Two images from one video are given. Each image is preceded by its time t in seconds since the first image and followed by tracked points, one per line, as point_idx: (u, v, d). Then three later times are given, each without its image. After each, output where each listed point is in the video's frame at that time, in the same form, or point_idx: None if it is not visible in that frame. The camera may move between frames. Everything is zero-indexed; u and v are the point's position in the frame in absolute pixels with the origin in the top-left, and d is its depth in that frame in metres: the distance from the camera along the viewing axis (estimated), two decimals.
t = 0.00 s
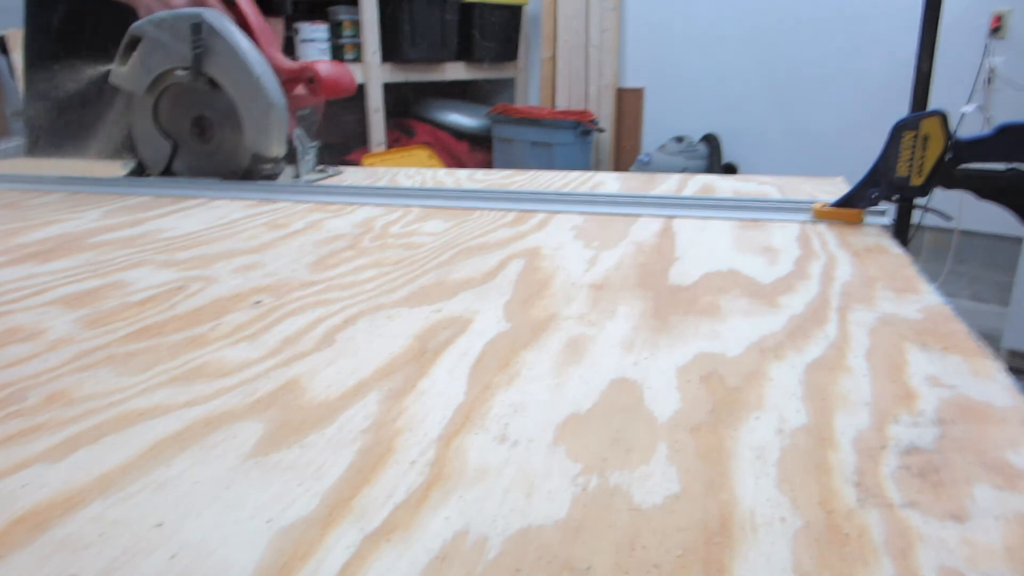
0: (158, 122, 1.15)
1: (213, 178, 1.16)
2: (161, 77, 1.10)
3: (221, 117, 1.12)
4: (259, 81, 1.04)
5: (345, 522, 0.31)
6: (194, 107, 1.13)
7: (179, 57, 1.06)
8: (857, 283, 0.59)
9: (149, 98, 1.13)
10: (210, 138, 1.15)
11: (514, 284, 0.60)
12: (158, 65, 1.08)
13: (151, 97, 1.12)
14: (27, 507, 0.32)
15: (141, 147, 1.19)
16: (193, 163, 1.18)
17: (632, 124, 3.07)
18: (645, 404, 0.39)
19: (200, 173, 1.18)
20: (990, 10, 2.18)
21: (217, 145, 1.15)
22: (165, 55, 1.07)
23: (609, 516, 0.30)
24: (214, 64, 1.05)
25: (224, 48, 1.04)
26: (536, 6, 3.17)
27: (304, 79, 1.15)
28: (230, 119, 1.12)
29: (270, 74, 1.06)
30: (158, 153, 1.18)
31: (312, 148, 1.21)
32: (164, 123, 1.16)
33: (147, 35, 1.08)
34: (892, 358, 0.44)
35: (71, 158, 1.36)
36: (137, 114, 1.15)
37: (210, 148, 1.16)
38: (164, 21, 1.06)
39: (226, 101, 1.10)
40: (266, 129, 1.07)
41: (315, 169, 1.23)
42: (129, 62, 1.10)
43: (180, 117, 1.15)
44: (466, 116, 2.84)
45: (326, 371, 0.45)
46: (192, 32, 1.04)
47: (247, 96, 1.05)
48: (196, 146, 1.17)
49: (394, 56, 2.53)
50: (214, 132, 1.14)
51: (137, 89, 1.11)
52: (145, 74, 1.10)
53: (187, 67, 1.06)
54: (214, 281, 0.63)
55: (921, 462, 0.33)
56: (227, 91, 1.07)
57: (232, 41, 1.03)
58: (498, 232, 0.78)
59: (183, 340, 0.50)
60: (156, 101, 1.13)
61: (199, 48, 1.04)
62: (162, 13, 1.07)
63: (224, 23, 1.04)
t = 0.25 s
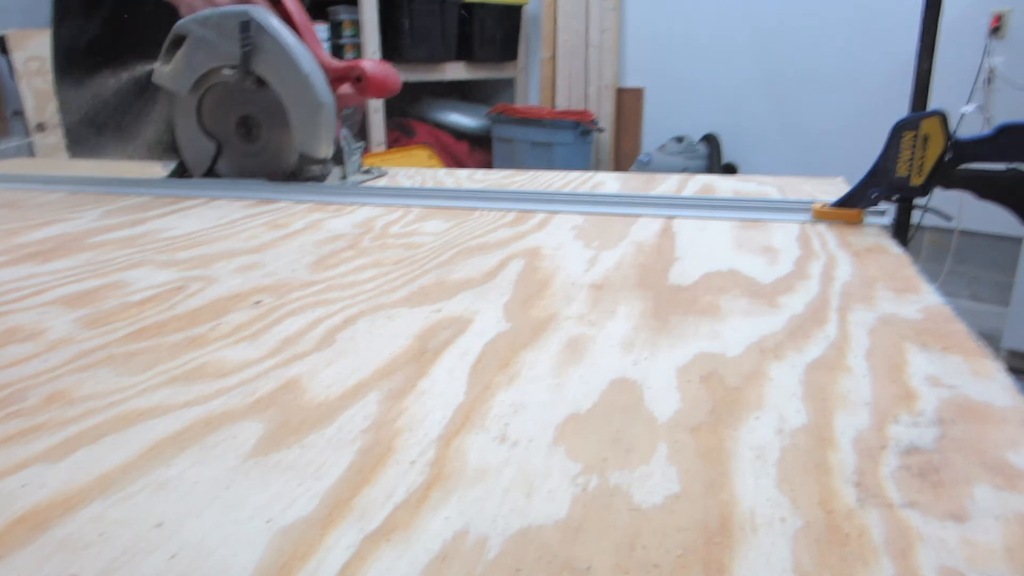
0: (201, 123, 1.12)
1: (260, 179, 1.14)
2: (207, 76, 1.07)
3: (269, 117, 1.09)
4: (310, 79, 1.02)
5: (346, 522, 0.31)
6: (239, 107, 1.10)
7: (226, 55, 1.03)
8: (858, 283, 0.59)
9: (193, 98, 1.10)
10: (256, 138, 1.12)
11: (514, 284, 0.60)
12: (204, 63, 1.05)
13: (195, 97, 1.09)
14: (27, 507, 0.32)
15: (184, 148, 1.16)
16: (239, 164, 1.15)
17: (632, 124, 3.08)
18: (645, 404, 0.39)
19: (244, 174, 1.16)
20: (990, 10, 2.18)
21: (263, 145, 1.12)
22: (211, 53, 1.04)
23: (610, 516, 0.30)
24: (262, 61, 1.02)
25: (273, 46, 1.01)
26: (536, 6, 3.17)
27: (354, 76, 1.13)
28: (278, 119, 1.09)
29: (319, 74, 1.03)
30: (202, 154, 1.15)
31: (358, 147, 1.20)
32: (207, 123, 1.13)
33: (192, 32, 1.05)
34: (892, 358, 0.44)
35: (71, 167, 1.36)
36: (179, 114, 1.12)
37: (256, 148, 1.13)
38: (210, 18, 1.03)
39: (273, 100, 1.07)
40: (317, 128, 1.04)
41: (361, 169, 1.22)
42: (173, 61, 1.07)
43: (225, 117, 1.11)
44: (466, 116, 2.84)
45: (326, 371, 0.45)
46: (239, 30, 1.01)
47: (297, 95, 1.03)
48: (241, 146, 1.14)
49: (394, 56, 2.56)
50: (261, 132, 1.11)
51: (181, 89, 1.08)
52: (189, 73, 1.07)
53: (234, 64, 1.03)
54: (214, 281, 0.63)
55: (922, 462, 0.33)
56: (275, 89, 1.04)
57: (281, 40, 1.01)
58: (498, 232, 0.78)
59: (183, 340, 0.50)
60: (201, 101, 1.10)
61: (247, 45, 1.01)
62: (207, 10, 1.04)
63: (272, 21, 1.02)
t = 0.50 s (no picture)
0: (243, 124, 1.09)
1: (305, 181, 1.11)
2: (252, 75, 1.05)
3: (316, 116, 1.07)
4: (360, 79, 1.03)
5: (346, 522, 0.31)
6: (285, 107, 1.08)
7: (274, 52, 1.02)
8: (858, 283, 0.59)
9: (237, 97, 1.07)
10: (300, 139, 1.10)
11: (514, 284, 0.60)
12: (251, 62, 1.03)
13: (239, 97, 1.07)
14: (27, 507, 0.32)
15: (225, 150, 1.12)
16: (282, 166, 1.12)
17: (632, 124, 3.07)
18: (645, 404, 0.39)
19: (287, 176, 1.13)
20: (990, 11, 2.18)
21: (308, 146, 1.10)
22: (258, 51, 1.02)
23: (610, 516, 0.31)
24: (311, 60, 1.02)
25: (322, 44, 1.01)
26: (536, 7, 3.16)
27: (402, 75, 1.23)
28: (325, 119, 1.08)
29: (368, 74, 1.04)
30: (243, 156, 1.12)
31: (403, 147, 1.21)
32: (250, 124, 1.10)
33: (237, 30, 1.03)
34: (892, 358, 0.44)
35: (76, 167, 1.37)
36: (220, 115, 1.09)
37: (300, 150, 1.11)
38: (257, 15, 1.02)
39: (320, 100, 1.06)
40: (364, 129, 1.06)
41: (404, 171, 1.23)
42: (218, 59, 1.05)
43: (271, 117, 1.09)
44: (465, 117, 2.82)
45: (326, 371, 0.45)
46: (288, 28, 1.01)
47: (347, 94, 1.03)
48: (286, 147, 1.12)
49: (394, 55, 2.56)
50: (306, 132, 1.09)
51: (226, 88, 1.06)
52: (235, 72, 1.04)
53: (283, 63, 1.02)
54: (214, 281, 0.63)
55: (922, 462, 0.33)
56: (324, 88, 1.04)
57: (332, 38, 1.01)
58: (498, 232, 0.78)
59: (183, 340, 0.50)
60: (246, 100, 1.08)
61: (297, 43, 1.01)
62: (252, 8, 1.03)
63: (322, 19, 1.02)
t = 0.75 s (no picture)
0: (295, 124, 1.10)
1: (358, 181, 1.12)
2: (304, 75, 1.05)
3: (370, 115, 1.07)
4: (418, 78, 1.02)
5: (346, 522, 0.31)
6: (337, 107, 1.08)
7: (328, 52, 1.02)
8: (858, 283, 0.59)
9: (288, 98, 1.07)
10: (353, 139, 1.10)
11: (514, 284, 0.60)
12: (303, 61, 1.03)
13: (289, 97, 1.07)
14: (27, 508, 0.32)
15: (275, 151, 1.12)
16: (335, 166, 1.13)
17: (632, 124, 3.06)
18: (645, 404, 0.39)
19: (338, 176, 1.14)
20: (989, 11, 2.18)
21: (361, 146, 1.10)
22: (312, 50, 1.02)
23: (610, 516, 0.31)
24: (367, 60, 1.02)
25: (378, 42, 1.01)
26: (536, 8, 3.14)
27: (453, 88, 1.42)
28: (380, 118, 1.07)
29: (424, 72, 1.04)
30: (294, 156, 1.12)
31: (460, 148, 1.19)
32: (300, 124, 1.10)
33: (289, 29, 1.03)
34: (892, 358, 0.44)
35: (72, 168, 1.38)
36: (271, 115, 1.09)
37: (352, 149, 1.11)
38: (310, 14, 1.02)
39: (375, 99, 1.06)
40: (423, 128, 1.04)
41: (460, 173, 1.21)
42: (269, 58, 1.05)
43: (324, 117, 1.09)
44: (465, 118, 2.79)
45: (326, 371, 0.45)
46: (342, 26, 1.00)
47: (403, 94, 1.03)
48: (337, 147, 1.12)
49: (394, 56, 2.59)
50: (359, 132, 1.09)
51: (276, 88, 1.06)
52: (287, 72, 1.05)
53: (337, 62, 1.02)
54: (214, 281, 0.63)
55: (922, 462, 0.33)
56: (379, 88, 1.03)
57: (387, 37, 1.00)
58: (498, 232, 0.78)
59: (184, 340, 0.50)
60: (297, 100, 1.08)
61: (351, 42, 1.00)
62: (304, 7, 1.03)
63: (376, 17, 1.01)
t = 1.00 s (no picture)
0: (352, 125, 1.07)
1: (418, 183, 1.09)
2: (364, 74, 1.02)
3: (432, 114, 1.05)
4: (484, 78, 1.00)
5: (346, 522, 0.31)
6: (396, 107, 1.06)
7: (391, 51, 0.99)
8: (858, 283, 0.59)
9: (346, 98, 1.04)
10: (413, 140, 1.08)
11: (514, 284, 0.60)
12: (364, 60, 1.00)
13: (347, 97, 1.04)
14: (27, 507, 0.32)
15: (330, 153, 1.09)
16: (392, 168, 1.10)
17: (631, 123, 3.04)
18: (645, 404, 0.39)
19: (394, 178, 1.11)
20: (988, 13, 2.19)
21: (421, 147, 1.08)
22: (374, 49, 0.99)
23: (610, 516, 0.31)
24: (432, 58, 0.99)
25: (444, 41, 0.99)
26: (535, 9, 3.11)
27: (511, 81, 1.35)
28: (442, 118, 1.05)
29: (489, 72, 1.02)
30: (349, 157, 1.09)
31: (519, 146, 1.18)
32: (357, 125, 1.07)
33: (349, 27, 1.00)
34: (893, 358, 0.44)
35: (73, 168, 1.38)
36: (326, 116, 1.06)
37: (410, 151, 1.09)
38: (372, 11, 0.99)
39: (438, 99, 1.03)
40: (488, 129, 1.03)
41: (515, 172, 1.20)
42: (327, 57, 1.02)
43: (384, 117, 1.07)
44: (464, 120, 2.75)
45: (326, 371, 0.45)
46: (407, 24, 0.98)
47: (469, 94, 1.01)
48: (394, 148, 1.09)
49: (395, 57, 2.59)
50: (419, 133, 1.07)
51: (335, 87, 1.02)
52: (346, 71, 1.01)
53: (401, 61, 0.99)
54: (214, 281, 0.63)
55: (922, 462, 0.33)
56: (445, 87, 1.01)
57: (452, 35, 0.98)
58: (498, 233, 0.78)
59: (184, 340, 0.50)
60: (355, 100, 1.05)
61: (418, 41, 0.98)
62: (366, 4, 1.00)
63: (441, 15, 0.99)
